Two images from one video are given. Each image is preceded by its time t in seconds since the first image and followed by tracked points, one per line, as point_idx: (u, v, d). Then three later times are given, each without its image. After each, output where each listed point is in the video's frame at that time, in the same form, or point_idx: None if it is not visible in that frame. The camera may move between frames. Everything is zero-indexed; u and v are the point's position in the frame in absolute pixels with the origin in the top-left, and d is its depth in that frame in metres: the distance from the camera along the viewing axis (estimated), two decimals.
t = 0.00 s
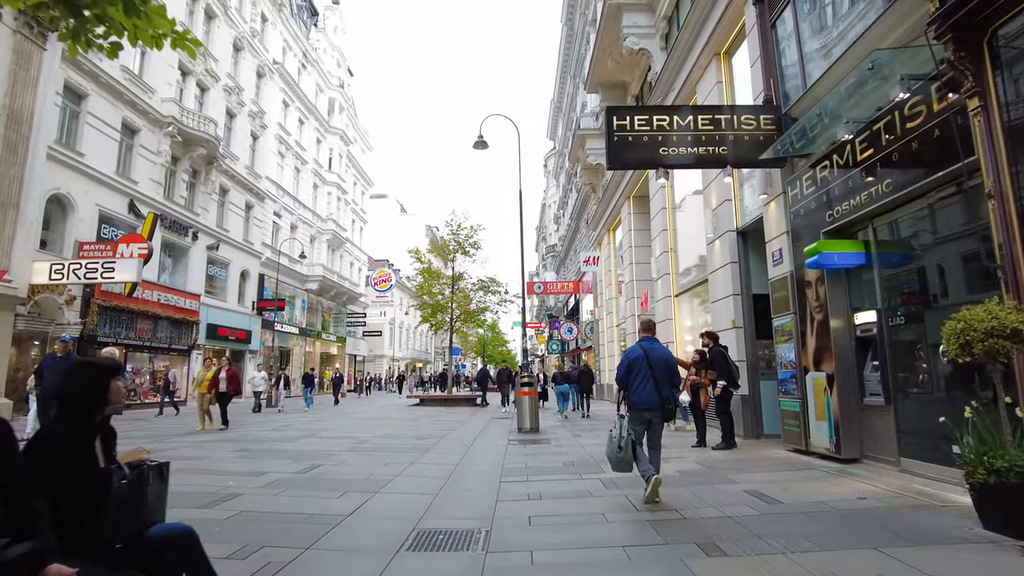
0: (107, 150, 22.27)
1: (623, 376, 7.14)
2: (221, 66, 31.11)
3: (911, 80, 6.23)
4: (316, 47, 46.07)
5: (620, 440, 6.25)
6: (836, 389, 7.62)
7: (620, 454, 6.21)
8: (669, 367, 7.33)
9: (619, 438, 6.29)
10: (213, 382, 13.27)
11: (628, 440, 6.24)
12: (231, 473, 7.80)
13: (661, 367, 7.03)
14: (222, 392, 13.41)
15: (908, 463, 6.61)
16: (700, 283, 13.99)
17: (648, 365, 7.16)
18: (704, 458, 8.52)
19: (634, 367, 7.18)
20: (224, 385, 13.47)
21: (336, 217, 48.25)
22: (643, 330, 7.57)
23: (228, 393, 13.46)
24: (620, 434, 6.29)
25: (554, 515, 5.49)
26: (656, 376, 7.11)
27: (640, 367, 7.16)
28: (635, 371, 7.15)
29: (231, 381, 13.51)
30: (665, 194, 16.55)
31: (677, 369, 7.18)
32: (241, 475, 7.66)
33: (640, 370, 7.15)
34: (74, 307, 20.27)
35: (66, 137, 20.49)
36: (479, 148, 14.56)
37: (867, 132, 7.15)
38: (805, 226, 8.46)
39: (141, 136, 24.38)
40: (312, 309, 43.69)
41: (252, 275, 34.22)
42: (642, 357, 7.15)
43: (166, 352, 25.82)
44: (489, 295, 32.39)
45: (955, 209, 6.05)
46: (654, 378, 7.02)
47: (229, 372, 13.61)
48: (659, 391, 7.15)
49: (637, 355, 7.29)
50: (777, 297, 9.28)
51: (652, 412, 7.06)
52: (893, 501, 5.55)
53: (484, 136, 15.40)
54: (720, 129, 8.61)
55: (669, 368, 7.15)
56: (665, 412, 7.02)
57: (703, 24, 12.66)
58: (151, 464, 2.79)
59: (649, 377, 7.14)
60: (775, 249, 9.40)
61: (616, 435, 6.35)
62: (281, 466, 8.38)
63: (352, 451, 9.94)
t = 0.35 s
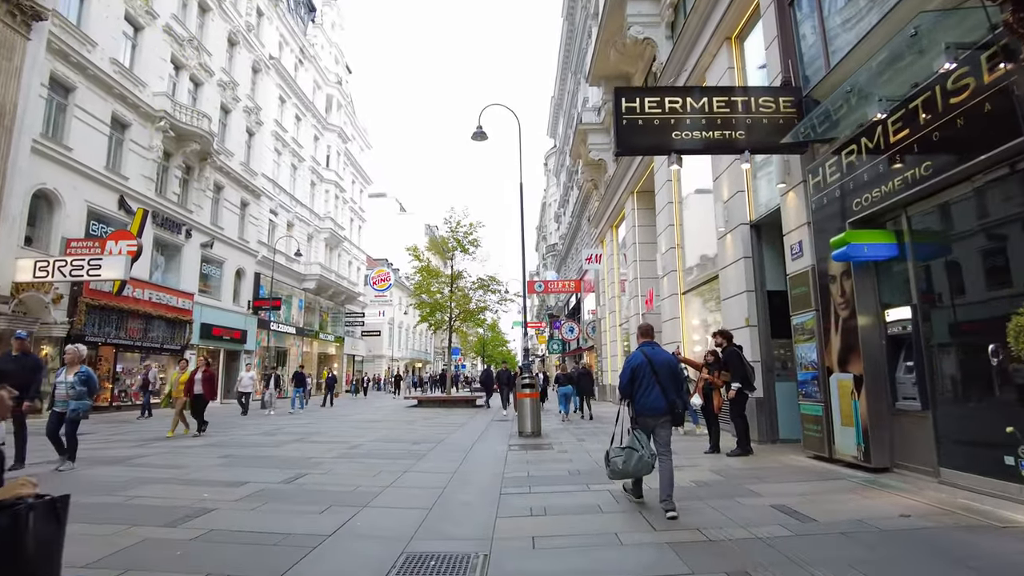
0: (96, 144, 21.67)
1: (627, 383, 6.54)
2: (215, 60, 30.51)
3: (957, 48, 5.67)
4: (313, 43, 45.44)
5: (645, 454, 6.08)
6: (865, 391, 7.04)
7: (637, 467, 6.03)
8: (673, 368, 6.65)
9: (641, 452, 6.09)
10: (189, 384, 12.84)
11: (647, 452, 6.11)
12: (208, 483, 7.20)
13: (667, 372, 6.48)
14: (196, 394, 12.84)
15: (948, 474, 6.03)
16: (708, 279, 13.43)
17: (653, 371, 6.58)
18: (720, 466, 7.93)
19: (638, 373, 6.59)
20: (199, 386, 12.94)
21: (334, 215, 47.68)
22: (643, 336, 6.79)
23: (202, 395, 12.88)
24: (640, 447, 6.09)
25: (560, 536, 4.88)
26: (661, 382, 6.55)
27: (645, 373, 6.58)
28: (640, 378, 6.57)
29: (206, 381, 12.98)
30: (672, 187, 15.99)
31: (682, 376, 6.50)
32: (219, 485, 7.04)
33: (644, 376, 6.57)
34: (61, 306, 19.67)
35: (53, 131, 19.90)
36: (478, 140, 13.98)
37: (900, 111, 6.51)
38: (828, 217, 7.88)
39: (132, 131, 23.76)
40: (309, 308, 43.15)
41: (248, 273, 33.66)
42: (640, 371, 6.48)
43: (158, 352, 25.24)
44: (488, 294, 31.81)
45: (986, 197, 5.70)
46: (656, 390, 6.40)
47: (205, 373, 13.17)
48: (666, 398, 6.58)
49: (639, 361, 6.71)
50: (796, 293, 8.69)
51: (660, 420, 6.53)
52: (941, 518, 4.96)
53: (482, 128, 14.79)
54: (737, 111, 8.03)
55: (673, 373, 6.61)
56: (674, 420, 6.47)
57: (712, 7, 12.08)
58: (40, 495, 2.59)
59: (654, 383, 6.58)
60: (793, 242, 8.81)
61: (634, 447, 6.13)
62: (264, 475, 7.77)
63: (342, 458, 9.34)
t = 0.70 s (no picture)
0: (88, 138, 21.11)
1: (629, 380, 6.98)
2: (213, 55, 29.94)
3: None
4: (313, 40, 44.84)
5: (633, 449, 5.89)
6: (904, 395, 6.40)
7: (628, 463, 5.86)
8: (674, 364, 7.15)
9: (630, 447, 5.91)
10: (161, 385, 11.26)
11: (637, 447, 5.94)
12: (184, 493, 6.57)
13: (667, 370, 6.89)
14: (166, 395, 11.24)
15: (1005, 488, 5.41)
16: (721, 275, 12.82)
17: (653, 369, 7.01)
18: (743, 476, 7.28)
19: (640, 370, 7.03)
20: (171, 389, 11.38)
21: (334, 214, 47.07)
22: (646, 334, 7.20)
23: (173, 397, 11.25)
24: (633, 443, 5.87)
25: (574, 562, 4.25)
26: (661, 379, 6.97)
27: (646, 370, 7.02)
28: (641, 375, 7.01)
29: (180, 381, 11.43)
30: (682, 181, 15.38)
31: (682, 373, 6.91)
32: (196, 496, 6.42)
33: (645, 373, 7.02)
34: (51, 304, 19.12)
35: (43, 125, 19.36)
36: (479, 129, 13.36)
37: (950, 82, 5.85)
38: (859, 204, 7.22)
39: (126, 125, 23.19)
40: (308, 308, 42.57)
41: (245, 272, 33.11)
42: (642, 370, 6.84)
43: (153, 352, 24.66)
44: (490, 293, 31.13)
45: None
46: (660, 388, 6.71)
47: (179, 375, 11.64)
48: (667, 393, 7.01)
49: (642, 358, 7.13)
50: (822, 289, 8.07)
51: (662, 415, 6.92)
52: (1009, 541, 4.32)
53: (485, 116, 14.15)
54: (760, 90, 7.41)
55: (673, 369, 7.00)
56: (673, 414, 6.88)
57: None
58: None
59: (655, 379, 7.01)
60: (820, 233, 8.18)
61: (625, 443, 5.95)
62: (247, 484, 7.15)
63: (335, 465, 8.73)
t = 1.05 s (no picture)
0: (77, 129, 20.50)
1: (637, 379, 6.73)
2: (208, 46, 29.32)
3: None
4: (312, 34, 44.19)
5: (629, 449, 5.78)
6: (949, 393, 5.79)
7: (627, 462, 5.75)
8: (685, 367, 6.99)
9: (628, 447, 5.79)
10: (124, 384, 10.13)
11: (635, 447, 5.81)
12: (153, 501, 5.96)
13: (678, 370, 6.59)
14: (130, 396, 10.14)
15: None
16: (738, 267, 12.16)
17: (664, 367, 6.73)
18: (767, 482, 6.67)
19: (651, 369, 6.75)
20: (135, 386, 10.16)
21: (332, 210, 46.44)
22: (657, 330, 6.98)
23: (139, 397, 10.15)
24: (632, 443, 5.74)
25: None
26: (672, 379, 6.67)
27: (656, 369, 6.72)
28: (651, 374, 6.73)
29: (144, 378, 10.13)
30: (691, 170, 14.81)
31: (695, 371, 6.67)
32: (167, 504, 5.81)
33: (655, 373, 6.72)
34: (37, 300, 18.53)
35: (29, 114, 18.76)
36: (480, 115, 12.76)
37: (1007, 43, 5.24)
38: (895, 183, 6.59)
39: (116, 116, 22.56)
40: (306, 306, 41.97)
41: (242, 269, 32.56)
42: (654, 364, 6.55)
43: (145, 350, 24.06)
44: (491, 290, 30.50)
45: None
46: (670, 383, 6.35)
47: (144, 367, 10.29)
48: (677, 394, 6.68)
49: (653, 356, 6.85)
50: (850, 279, 7.47)
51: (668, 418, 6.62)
52: None
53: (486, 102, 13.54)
54: (785, 60, 6.80)
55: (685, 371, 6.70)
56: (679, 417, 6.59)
57: None
58: None
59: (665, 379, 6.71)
60: (847, 218, 7.57)
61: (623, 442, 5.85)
62: (227, 490, 6.55)
63: (325, 468, 8.12)
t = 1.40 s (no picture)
0: (71, 122, 19.96)
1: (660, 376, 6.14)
2: (207, 40, 28.79)
3: None
4: (313, 30, 43.64)
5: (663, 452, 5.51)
6: (1017, 396, 5.16)
7: (657, 467, 5.52)
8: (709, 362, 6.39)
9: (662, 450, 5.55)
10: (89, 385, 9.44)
11: (669, 451, 5.54)
12: (129, 514, 5.37)
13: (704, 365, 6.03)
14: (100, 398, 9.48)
15: None
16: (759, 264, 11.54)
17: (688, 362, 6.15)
18: (807, 493, 6.04)
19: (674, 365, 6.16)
20: (103, 386, 9.53)
21: (334, 208, 45.91)
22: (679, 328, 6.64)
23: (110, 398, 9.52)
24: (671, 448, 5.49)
25: None
26: (697, 375, 6.09)
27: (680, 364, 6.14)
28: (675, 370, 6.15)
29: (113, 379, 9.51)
30: (706, 162, 14.23)
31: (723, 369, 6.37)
32: (143, 517, 5.22)
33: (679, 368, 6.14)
34: (29, 297, 17.99)
35: (21, 106, 18.24)
36: (487, 102, 12.17)
37: None
38: (949, 164, 5.95)
39: (112, 109, 22.03)
40: (308, 304, 41.45)
41: (242, 266, 32.03)
42: (682, 355, 6.12)
43: (141, 349, 23.52)
44: (495, 288, 29.89)
45: None
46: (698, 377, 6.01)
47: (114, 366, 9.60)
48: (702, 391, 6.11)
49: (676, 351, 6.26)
50: (890, 273, 6.89)
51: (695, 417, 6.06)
52: None
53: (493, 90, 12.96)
54: (825, 29, 6.17)
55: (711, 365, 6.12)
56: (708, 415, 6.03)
57: None
58: None
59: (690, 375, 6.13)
60: (889, 204, 6.93)
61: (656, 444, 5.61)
62: (212, 501, 5.96)
63: (322, 474, 7.53)
